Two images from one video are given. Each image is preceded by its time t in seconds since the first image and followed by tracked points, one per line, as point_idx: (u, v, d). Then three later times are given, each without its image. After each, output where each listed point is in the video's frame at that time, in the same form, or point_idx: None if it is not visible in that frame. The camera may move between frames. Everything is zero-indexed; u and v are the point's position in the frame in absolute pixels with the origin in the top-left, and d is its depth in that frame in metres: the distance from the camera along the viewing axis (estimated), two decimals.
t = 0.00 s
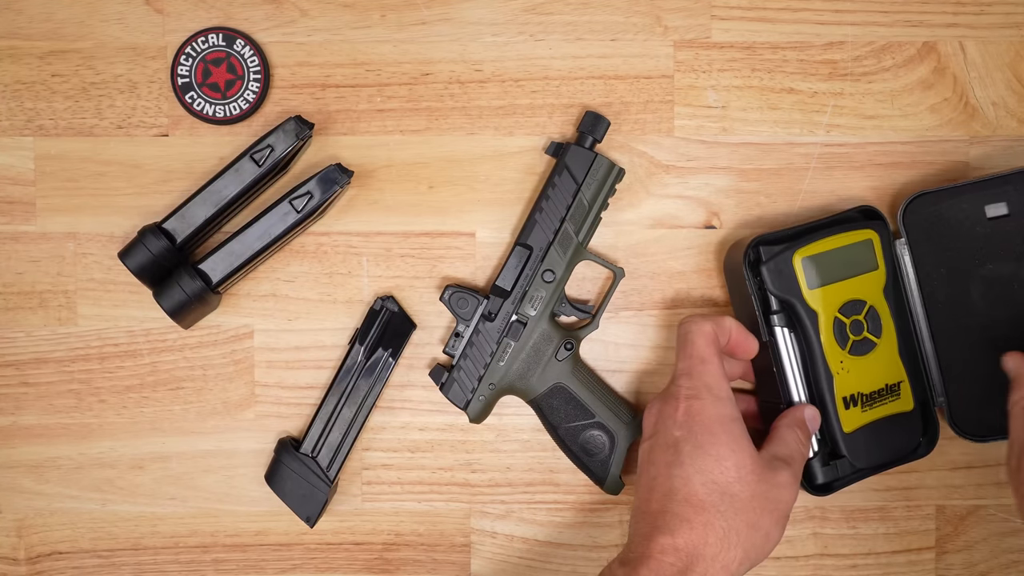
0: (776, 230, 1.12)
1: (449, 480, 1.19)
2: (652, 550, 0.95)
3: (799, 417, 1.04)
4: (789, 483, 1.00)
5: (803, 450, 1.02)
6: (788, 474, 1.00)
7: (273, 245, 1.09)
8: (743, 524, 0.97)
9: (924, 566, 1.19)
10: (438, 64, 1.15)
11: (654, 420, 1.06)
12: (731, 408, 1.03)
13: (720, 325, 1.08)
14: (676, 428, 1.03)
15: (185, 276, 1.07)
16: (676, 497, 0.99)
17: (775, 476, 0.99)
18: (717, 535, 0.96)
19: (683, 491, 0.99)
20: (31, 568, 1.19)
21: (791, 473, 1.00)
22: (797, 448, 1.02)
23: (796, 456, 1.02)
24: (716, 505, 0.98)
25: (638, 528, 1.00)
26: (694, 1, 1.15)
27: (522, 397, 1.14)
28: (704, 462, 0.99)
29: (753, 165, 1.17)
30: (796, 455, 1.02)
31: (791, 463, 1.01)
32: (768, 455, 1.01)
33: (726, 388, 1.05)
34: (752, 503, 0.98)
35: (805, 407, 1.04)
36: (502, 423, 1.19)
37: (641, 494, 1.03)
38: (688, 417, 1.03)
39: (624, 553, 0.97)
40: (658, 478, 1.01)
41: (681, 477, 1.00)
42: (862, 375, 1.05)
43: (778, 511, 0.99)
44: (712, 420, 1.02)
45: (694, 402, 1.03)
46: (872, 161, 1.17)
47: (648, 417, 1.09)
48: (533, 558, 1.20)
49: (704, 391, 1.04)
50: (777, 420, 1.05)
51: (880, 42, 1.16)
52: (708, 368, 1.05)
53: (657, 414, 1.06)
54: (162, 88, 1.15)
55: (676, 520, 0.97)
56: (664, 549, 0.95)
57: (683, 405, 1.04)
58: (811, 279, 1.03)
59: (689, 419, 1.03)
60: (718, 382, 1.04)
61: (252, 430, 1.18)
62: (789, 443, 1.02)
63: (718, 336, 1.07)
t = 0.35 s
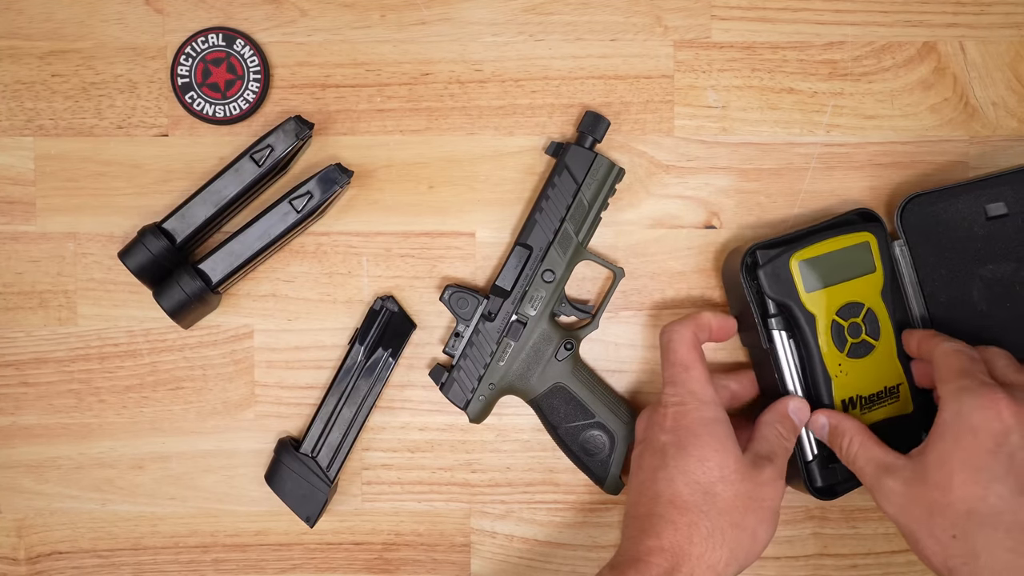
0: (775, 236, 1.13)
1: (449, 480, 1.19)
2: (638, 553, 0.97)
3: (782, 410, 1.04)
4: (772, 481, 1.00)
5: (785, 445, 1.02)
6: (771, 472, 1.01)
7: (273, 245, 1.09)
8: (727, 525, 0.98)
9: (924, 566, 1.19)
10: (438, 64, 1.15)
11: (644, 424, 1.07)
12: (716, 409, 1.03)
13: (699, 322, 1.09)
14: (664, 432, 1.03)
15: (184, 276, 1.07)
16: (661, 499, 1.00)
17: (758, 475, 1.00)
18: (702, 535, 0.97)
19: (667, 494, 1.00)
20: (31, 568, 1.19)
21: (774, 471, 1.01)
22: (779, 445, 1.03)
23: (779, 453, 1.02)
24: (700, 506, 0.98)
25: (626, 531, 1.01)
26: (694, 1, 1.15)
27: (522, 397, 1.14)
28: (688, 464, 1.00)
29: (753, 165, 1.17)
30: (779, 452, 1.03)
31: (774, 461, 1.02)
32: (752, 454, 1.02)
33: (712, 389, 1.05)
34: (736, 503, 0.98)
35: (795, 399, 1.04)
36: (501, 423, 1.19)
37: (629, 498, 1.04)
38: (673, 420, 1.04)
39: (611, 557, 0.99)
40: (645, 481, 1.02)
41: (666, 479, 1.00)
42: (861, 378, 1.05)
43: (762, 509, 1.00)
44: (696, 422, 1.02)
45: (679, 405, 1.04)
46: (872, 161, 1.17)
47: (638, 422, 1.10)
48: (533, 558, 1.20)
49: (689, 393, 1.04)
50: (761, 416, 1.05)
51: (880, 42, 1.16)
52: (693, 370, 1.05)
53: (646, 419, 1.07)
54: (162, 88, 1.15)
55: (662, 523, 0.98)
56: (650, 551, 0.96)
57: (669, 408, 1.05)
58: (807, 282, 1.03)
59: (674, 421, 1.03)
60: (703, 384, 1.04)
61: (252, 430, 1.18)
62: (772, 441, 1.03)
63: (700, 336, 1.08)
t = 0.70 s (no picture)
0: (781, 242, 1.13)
1: (449, 480, 1.19)
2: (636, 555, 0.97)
3: (772, 408, 1.03)
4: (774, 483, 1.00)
5: (780, 442, 1.02)
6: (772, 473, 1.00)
7: (273, 245, 1.09)
8: (727, 527, 0.97)
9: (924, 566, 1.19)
10: (438, 64, 1.15)
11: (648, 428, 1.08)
12: (717, 411, 1.03)
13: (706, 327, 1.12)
14: (666, 435, 1.04)
15: (185, 276, 1.07)
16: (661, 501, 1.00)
17: (758, 476, 0.99)
18: (701, 537, 0.97)
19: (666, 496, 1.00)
20: (31, 568, 1.19)
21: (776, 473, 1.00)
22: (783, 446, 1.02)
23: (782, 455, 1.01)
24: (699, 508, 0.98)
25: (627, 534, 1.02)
26: (694, 1, 1.15)
27: (522, 397, 1.14)
28: (687, 466, 1.00)
29: (753, 165, 1.17)
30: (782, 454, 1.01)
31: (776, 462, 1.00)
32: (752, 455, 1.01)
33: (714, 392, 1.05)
34: (737, 505, 0.98)
35: (784, 395, 1.03)
36: (502, 424, 1.19)
37: (632, 501, 1.04)
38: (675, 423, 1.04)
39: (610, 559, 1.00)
40: (646, 484, 1.03)
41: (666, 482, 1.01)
42: (862, 398, 1.04)
43: (764, 512, 0.99)
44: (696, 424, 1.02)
45: (681, 408, 1.04)
46: (872, 161, 1.17)
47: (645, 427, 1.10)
48: (533, 558, 1.20)
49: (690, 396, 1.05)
50: (755, 412, 1.04)
51: (880, 42, 1.16)
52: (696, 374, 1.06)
53: (650, 423, 1.08)
54: (162, 89, 1.15)
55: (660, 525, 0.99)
56: (647, 554, 0.97)
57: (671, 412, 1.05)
58: (801, 298, 1.03)
59: (676, 425, 1.04)
60: (704, 387, 1.05)
61: (252, 430, 1.18)
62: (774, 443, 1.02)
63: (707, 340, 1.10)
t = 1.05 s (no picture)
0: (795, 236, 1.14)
1: (449, 480, 1.19)
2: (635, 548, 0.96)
3: (783, 401, 1.04)
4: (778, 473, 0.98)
5: (790, 434, 1.01)
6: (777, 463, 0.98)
7: (273, 245, 1.09)
8: (730, 517, 0.96)
9: (924, 566, 1.19)
10: (438, 64, 1.15)
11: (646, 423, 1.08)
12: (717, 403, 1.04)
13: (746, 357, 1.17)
14: (665, 426, 1.05)
15: (184, 276, 1.07)
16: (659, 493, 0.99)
17: (761, 465, 0.98)
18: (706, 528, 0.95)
19: (668, 486, 0.99)
20: (31, 568, 1.19)
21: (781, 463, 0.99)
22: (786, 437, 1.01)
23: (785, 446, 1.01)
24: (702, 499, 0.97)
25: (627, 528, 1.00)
26: (694, 1, 1.15)
27: (522, 397, 1.14)
28: (688, 454, 0.99)
29: (753, 165, 1.17)
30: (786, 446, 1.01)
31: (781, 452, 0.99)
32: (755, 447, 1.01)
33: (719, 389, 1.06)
34: (739, 494, 0.96)
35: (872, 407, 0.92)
36: (502, 424, 1.19)
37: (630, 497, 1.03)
38: (675, 415, 1.05)
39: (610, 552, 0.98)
40: (645, 476, 1.02)
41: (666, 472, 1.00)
42: (938, 395, 0.89)
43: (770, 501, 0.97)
44: (694, 414, 1.03)
45: (679, 401, 1.05)
46: (872, 161, 1.17)
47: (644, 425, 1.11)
48: (533, 558, 1.20)
49: (690, 389, 1.06)
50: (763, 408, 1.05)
51: (880, 42, 1.16)
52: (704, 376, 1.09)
53: (648, 419, 1.09)
54: (162, 88, 1.15)
55: (663, 516, 0.97)
56: (649, 546, 0.95)
57: (670, 403, 1.06)
58: (877, 274, 0.89)
59: (674, 417, 1.04)
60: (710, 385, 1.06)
61: (252, 430, 1.18)
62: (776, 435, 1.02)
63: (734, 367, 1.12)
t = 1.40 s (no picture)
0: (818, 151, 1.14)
1: (449, 480, 1.19)
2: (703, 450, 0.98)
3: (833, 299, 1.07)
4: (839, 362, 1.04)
5: (847, 328, 1.04)
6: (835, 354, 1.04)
7: (273, 245, 1.09)
8: (799, 408, 1.01)
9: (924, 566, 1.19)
10: (438, 64, 1.15)
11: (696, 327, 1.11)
12: (771, 300, 1.08)
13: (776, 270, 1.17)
14: (722, 325, 1.08)
15: (184, 276, 1.07)
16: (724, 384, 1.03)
17: (821, 358, 1.03)
18: (776, 416, 0.99)
19: (734, 379, 1.03)
20: (31, 568, 1.19)
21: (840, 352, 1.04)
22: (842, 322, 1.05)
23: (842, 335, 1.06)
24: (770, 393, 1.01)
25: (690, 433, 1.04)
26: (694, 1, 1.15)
27: (522, 397, 1.14)
28: (753, 351, 1.04)
29: (753, 165, 1.17)
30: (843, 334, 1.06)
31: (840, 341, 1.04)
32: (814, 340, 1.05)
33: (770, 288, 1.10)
34: (806, 384, 1.02)
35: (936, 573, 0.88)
36: (502, 423, 1.19)
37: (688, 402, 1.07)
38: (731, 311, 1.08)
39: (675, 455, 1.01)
40: (706, 378, 1.06)
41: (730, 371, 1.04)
42: None
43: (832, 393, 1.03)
44: (753, 312, 1.06)
45: (732, 300, 1.08)
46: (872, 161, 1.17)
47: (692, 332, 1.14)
48: (533, 558, 1.20)
49: (746, 287, 1.09)
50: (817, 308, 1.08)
51: (880, 42, 1.16)
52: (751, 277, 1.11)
53: (698, 319, 1.11)
54: (162, 88, 1.15)
55: (732, 409, 1.00)
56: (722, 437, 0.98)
57: (726, 301, 1.09)
58: (942, 496, 0.88)
59: (731, 315, 1.07)
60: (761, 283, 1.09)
61: (252, 430, 1.18)
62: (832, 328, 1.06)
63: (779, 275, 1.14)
